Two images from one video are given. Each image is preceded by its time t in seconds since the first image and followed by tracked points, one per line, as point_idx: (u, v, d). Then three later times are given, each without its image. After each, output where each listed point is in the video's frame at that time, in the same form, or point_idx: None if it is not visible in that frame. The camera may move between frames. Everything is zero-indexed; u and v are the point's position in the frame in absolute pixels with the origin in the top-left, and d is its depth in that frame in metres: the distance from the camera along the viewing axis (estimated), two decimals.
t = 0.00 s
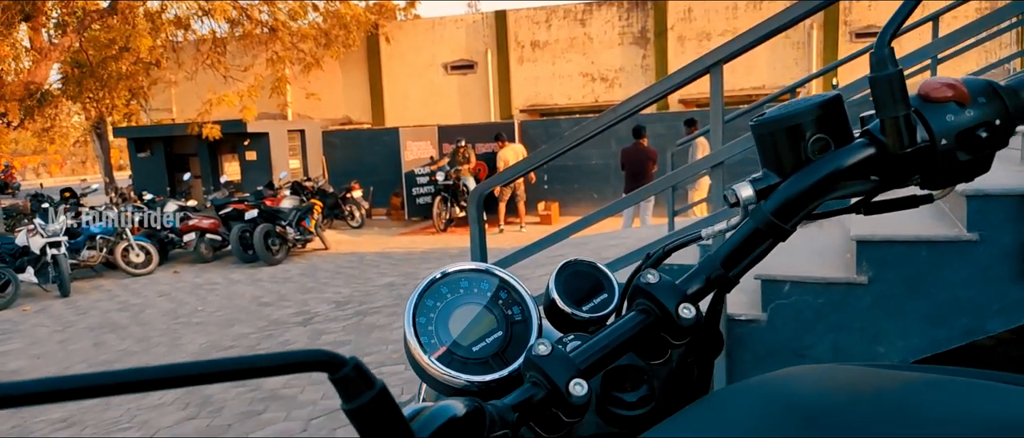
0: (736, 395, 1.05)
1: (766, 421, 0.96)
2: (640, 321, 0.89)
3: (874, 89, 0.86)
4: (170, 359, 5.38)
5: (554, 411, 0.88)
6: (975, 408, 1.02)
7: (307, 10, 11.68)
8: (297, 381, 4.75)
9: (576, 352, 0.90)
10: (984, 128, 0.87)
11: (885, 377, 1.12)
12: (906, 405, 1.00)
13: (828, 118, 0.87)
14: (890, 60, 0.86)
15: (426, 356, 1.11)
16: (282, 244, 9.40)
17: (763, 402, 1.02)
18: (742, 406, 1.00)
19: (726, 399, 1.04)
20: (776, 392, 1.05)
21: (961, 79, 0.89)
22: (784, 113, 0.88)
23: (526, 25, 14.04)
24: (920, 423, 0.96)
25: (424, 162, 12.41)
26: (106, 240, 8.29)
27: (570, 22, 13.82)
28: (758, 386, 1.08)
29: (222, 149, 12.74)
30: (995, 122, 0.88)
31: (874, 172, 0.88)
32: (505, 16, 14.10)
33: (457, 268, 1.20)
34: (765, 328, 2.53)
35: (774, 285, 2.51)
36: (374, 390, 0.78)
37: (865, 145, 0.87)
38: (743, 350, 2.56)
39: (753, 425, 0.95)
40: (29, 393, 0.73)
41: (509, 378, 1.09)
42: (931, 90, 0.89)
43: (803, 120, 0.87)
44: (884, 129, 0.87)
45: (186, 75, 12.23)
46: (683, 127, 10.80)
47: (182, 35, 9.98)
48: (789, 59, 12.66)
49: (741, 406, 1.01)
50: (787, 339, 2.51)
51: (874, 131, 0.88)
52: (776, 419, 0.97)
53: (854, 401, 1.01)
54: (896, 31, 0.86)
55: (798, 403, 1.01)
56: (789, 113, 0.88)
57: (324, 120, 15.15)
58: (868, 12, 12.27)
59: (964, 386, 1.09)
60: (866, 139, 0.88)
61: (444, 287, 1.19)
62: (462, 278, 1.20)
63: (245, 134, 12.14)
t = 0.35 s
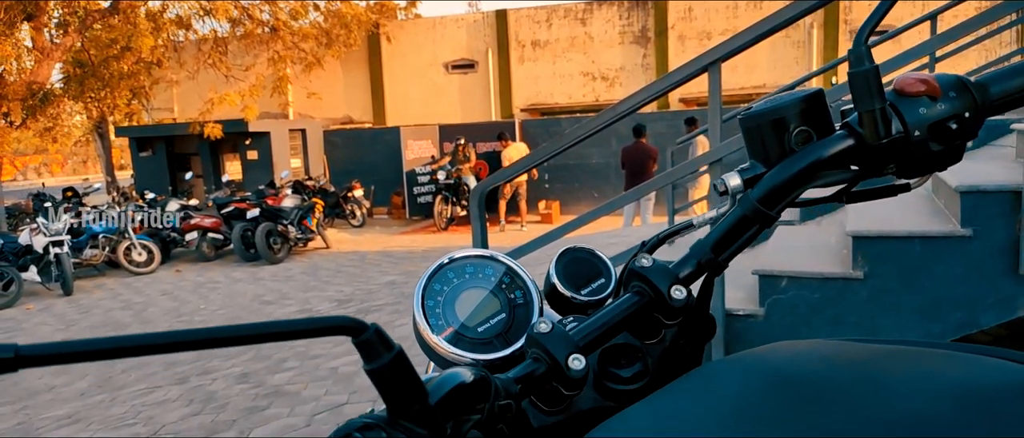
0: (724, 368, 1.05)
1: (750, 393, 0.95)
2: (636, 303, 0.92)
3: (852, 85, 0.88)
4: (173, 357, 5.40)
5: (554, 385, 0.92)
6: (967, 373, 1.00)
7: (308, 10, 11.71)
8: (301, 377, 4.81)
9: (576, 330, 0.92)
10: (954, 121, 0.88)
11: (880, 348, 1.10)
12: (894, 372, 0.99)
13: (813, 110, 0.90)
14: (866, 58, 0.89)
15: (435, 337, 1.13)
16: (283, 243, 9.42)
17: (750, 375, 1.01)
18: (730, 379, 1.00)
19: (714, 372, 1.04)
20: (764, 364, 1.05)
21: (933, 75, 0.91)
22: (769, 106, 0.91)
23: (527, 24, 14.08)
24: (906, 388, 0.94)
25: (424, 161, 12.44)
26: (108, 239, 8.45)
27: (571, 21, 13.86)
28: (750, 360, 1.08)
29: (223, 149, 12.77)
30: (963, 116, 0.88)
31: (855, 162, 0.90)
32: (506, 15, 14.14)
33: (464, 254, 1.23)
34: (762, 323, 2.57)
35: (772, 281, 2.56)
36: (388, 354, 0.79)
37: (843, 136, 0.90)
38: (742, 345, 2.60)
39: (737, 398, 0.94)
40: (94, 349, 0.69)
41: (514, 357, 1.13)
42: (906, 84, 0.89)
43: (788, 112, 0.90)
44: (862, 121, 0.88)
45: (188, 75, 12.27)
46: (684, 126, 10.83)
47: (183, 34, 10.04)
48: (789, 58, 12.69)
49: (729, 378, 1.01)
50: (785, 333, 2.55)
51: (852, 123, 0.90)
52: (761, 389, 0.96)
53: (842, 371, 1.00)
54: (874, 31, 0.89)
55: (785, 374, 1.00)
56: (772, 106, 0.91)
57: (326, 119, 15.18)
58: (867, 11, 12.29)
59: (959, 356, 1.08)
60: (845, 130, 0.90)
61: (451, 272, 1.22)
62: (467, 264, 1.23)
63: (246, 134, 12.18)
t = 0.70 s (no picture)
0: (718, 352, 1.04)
1: (745, 380, 0.94)
2: (629, 288, 0.96)
3: (833, 82, 0.88)
4: (175, 355, 5.42)
5: (552, 364, 0.93)
6: (955, 352, 0.99)
7: (309, 10, 11.73)
8: (303, 374, 4.84)
9: (573, 313, 0.95)
10: (929, 115, 0.88)
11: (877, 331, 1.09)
12: (889, 354, 0.98)
13: (796, 106, 0.90)
14: (845, 55, 0.87)
15: (441, 321, 1.15)
16: (285, 241, 9.43)
17: (745, 359, 1.00)
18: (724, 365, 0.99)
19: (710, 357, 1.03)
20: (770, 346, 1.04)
21: (910, 72, 0.91)
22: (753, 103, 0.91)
23: (527, 24, 14.11)
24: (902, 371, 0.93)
25: (424, 160, 12.45)
26: (109, 237, 8.41)
27: (571, 21, 13.89)
28: (747, 344, 1.07)
29: (224, 148, 12.79)
30: (937, 111, 0.88)
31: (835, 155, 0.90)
32: (506, 15, 14.18)
33: (467, 244, 1.24)
34: (757, 318, 2.63)
35: (768, 278, 2.60)
36: (402, 324, 0.79)
37: (825, 129, 0.90)
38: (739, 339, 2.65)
39: (732, 386, 0.92)
40: (145, 317, 0.72)
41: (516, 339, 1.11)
42: (885, 81, 0.89)
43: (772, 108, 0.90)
44: (842, 115, 0.88)
45: (188, 74, 12.27)
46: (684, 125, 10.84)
47: (184, 33, 10.08)
48: (789, 58, 12.69)
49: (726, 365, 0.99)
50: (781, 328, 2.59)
51: (833, 117, 0.90)
52: (759, 374, 0.95)
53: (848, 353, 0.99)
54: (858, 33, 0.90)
55: (781, 357, 0.99)
56: (755, 103, 0.91)
57: (326, 118, 15.18)
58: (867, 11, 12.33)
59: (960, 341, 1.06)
60: (827, 123, 0.90)
61: (455, 260, 1.23)
62: (471, 252, 1.24)
63: (247, 133, 12.20)
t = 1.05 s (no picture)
0: (685, 340, 0.91)
1: (719, 383, 0.80)
2: (620, 274, 0.89)
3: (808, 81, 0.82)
4: (177, 354, 5.45)
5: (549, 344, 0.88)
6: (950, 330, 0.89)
7: (309, 10, 11.77)
8: (304, 371, 4.88)
9: (565, 296, 0.89)
10: (901, 110, 0.83)
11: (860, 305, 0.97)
12: (882, 331, 0.86)
13: (781, 103, 0.84)
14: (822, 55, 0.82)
15: (444, 305, 1.14)
16: (286, 240, 9.50)
17: (713, 349, 0.86)
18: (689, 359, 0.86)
19: (673, 348, 0.90)
20: (735, 327, 0.90)
21: (882, 69, 0.85)
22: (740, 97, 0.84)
23: (527, 24, 14.16)
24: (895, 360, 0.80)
25: (425, 160, 12.49)
26: (111, 237, 8.45)
27: (571, 21, 13.93)
28: (713, 324, 0.93)
29: (225, 148, 12.82)
30: (909, 107, 0.83)
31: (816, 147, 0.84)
32: (506, 15, 14.24)
33: (466, 233, 1.24)
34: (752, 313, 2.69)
35: (764, 273, 2.66)
36: (409, 299, 0.77)
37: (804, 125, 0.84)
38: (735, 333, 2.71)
39: (705, 392, 0.79)
40: (188, 290, 0.75)
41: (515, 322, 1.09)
42: (858, 78, 0.83)
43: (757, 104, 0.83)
44: (818, 110, 0.83)
45: (189, 74, 12.31)
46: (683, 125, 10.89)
47: (185, 33, 10.12)
48: (789, 57, 12.72)
49: (689, 358, 0.86)
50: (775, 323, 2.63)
51: (810, 112, 0.84)
52: (731, 372, 0.81)
53: (827, 335, 0.85)
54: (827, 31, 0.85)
55: (755, 343, 0.85)
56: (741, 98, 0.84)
57: (326, 118, 15.21)
58: (866, 11, 12.40)
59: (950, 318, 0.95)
60: (805, 117, 0.84)
61: (456, 249, 1.22)
62: (471, 242, 1.23)
63: (248, 133, 12.25)
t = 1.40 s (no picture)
0: (674, 323, 0.94)
1: (701, 367, 0.82)
2: (612, 263, 0.93)
3: (790, 77, 0.83)
4: (180, 352, 5.49)
5: (545, 330, 0.92)
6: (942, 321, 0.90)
7: (311, 10, 11.80)
8: (306, 369, 4.92)
9: (561, 284, 0.93)
10: (877, 107, 0.84)
11: (850, 292, 0.99)
12: (873, 318, 0.87)
13: (765, 101, 0.86)
14: (804, 54, 0.83)
15: (444, 293, 1.18)
16: (287, 240, 9.60)
17: (698, 335, 0.89)
18: (675, 344, 0.89)
19: (661, 331, 0.93)
20: (724, 313, 0.93)
21: (859, 69, 0.86)
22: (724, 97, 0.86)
23: (527, 24, 14.21)
24: (874, 346, 0.82)
25: (426, 160, 12.51)
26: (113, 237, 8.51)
27: (571, 21, 13.97)
28: (703, 308, 0.96)
29: (227, 148, 12.85)
30: (885, 103, 0.84)
31: (798, 143, 0.85)
32: (507, 15, 14.28)
33: (468, 225, 1.27)
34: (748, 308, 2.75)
35: (761, 271, 2.71)
36: (413, 280, 0.80)
37: (787, 119, 0.85)
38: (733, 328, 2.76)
39: (690, 380, 0.81)
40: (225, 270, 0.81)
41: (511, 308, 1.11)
42: (838, 77, 0.84)
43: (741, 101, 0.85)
44: (799, 108, 0.84)
45: (191, 75, 12.35)
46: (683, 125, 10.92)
47: (185, 34, 10.16)
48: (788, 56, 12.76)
49: (676, 342, 0.89)
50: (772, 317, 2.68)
51: (792, 109, 0.85)
52: (711, 358, 0.84)
53: (809, 320, 0.87)
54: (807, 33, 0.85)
55: (739, 330, 0.88)
56: (725, 97, 0.86)
57: (327, 118, 15.21)
58: (866, 11, 12.45)
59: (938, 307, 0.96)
60: (787, 114, 0.85)
61: (457, 240, 1.25)
62: (472, 234, 1.26)
63: (249, 133, 12.28)
